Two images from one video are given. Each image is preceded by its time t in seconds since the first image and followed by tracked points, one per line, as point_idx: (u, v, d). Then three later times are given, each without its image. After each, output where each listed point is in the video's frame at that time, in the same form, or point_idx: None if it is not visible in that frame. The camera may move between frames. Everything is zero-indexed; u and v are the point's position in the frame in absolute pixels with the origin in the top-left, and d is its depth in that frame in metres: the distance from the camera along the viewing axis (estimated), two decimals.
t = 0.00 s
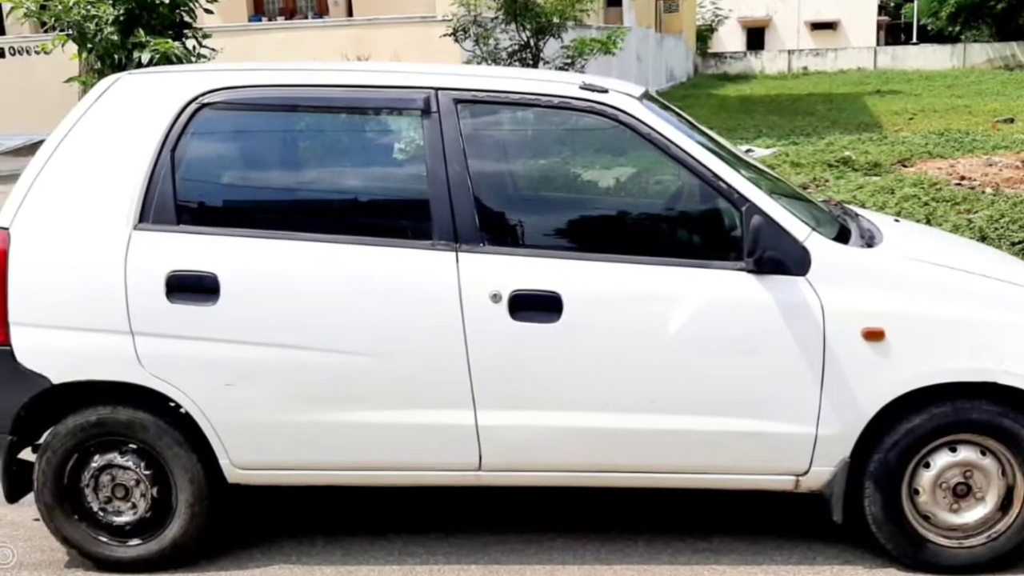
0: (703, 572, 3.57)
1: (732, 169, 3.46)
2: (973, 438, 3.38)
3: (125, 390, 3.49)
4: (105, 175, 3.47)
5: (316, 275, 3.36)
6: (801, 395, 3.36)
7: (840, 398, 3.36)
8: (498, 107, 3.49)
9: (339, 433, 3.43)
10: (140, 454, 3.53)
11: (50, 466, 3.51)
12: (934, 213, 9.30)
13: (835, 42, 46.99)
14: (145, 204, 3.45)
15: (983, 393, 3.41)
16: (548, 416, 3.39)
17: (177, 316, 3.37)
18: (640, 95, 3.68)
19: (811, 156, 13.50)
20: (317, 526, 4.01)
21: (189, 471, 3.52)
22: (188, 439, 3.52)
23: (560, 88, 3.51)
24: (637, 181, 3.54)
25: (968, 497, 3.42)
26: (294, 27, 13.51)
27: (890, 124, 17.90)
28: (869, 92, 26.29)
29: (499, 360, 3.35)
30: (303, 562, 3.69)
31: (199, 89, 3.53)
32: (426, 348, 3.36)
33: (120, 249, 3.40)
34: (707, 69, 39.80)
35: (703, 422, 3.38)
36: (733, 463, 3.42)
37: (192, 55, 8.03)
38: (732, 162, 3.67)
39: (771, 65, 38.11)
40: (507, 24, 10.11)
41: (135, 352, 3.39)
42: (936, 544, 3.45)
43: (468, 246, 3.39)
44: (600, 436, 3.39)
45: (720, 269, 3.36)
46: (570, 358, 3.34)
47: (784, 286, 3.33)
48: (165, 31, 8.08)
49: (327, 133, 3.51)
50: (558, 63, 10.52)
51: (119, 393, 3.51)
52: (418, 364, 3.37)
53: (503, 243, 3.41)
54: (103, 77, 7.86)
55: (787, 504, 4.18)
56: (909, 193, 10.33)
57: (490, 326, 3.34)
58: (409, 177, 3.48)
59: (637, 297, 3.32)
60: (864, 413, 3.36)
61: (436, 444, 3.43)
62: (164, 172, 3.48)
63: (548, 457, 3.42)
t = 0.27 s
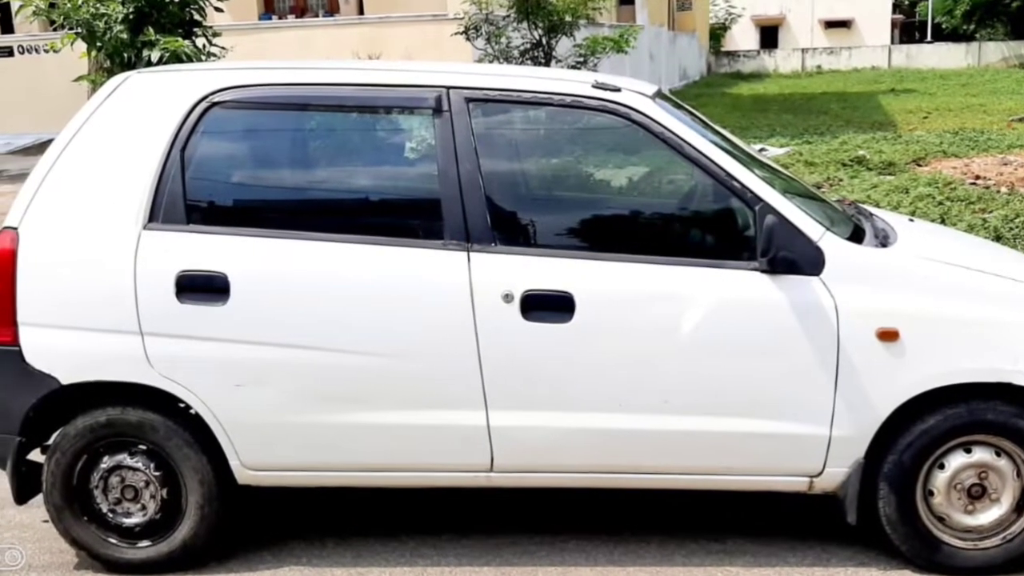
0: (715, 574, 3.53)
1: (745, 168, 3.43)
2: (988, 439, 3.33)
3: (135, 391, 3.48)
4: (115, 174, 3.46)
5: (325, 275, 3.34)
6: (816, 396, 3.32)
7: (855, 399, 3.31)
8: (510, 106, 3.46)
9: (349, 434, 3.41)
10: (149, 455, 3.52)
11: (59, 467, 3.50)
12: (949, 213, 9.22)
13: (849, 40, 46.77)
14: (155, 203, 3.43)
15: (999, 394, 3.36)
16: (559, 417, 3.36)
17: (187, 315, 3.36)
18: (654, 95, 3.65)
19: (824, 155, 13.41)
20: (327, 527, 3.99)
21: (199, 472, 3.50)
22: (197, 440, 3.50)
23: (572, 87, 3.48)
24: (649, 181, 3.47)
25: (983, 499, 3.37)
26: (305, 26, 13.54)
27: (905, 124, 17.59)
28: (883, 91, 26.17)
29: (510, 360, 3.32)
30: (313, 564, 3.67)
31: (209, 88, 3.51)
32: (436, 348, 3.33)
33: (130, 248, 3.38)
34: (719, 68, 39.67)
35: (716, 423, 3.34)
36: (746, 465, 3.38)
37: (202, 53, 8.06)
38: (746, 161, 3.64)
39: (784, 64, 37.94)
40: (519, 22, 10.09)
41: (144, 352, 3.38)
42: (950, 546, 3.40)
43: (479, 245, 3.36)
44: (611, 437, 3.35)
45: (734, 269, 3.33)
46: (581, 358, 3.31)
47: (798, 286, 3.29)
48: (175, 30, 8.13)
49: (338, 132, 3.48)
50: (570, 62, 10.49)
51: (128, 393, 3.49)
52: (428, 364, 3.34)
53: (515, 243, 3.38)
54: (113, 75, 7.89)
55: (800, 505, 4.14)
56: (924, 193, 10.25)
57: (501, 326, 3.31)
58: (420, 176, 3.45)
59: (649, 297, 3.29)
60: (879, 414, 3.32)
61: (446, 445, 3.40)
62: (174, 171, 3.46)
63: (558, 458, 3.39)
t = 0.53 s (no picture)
0: None
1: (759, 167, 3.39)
2: (1003, 439, 3.28)
3: (145, 392, 3.47)
4: (125, 173, 3.44)
5: (335, 274, 3.31)
6: (830, 397, 3.28)
7: (870, 399, 3.27)
8: (522, 105, 3.43)
9: (359, 434, 3.39)
10: (159, 456, 3.50)
11: (68, 468, 3.49)
12: (964, 212, 9.14)
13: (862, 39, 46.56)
14: (165, 202, 3.42)
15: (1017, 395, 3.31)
16: (570, 418, 3.32)
17: (197, 315, 3.34)
18: (666, 93, 3.61)
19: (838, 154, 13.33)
20: (338, 528, 3.97)
21: (209, 473, 3.48)
22: (207, 441, 3.48)
23: (584, 85, 3.45)
24: (662, 180, 3.45)
25: (999, 500, 3.33)
26: (316, 24, 13.56)
27: (920, 125, 17.29)
28: (897, 89, 26.01)
29: (521, 360, 3.29)
30: (324, 566, 3.65)
31: (219, 87, 3.50)
32: (446, 348, 3.31)
33: (140, 248, 3.37)
34: (732, 68, 39.52)
35: (730, 424, 3.30)
36: (760, 465, 3.34)
37: (211, 52, 8.08)
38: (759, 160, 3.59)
39: (797, 62, 37.74)
40: (531, 20, 10.06)
41: (153, 351, 3.36)
42: (965, 548, 3.36)
43: (492, 245, 3.33)
44: (623, 437, 3.32)
45: (747, 269, 3.29)
46: (593, 358, 3.28)
47: (812, 287, 3.25)
48: (184, 28, 8.15)
49: (349, 131, 3.46)
50: (582, 60, 10.44)
51: (138, 393, 3.48)
52: (439, 365, 3.32)
53: (528, 243, 3.35)
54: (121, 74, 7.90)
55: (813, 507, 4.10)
56: (938, 193, 10.16)
57: (512, 326, 3.28)
58: (432, 176, 3.42)
59: (661, 297, 3.25)
60: (895, 415, 3.27)
61: (456, 445, 3.37)
62: (184, 170, 3.44)
63: (570, 460, 3.35)
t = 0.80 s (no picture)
0: None
1: (773, 167, 3.35)
2: (1019, 440, 3.23)
3: (154, 393, 3.46)
4: (134, 173, 3.43)
5: (345, 274, 3.29)
6: (845, 398, 3.24)
7: (885, 401, 3.23)
8: (533, 104, 3.40)
9: (368, 435, 3.37)
10: (168, 457, 3.49)
11: (77, 469, 3.48)
12: (979, 211, 9.07)
13: (875, 38, 46.34)
14: (174, 202, 3.40)
15: None
16: (581, 419, 3.29)
17: (206, 316, 3.32)
18: (678, 92, 3.57)
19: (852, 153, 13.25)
20: (348, 530, 3.95)
21: (219, 474, 3.47)
22: (217, 442, 3.47)
23: (597, 84, 3.42)
24: (675, 180, 3.41)
25: (1014, 501, 3.28)
26: (326, 22, 13.56)
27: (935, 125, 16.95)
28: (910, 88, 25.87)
29: (532, 360, 3.26)
30: (334, 567, 3.63)
31: (228, 86, 3.48)
32: (457, 348, 3.28)
33: (149, 247, 3.35)
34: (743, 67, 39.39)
35: (743, 425, 3.27)
36: (774, 467, 3.30)
37: (221, 50, 8.09)
38: (772, 160, 3.55)
39: (813, 61, 37.50)
40: (543, 19, 10.02)
41: (163, 352, 3.35)
42: (980, 550, 3.31)
43: (503, 245, 3.31)
44: (634, 438, 3.29)
45: (760, 269, 3.25)
46: (604, 358, 3.25)
47: (825, 286, 3.21)
48: (194, 27, 8.16)
49: (359, 130, 3.44)
50: (594, 59, 10.39)
51: (147, 394, 3.47)
52: (449, 365, 3.29)
53: (540, 242, 3.32)
54: (131, 72, 7.93)
55: (826, 507, 4.06)
56: (953, 192, 10.07)
57: (523, 326, 3.25)
58: (443, 175, 3.40)
59: (673, 298, 3.22)
60: (911, 417, 3.23)
61: (466, 446, 3.35)
62: (193, 169, 3.43)
63: (581, 461, 3.32)
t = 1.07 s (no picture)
0: None
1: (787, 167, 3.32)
2: None
3: (164, 394, 3.44)
4: (143, 172, 3.41)
5: (355, 274, 3.27)
6: (860, 399, 3.20)
7: (899, 402, 3.19)
8: (545, 102, 3.38)
9: (378, 436, 3.34)
10: (178, 458, 3.47)
11: (86, 471, 3.47)
12: (994, 211, 9.00)
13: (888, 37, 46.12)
14: (184, 201, 3.39)
15: None
16: (592, 419, 3.26)
17: (216, 315, 3.31)
18: (693, 91, 3.54)
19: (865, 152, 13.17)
20: (359, 531, 3.93)
21: (229, 475, 3.45)
22: (226, 442, 3.45)
23: (609, 83, 3.38)
24: (688, 179, 3.37)
25: None
26: (336, 20, 13.56)
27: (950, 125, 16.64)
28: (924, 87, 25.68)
29: (542, 360, 3.23)
30: (344, 569, 3.61)
31: (239, 84, 3.46)
32: (467, 348, 3.26)
33: (158, 247, 3.34)
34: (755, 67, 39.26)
35: (756, 426, 3.23)
36: (788, 468, 3.26)
37: (231, 49, 8.10)
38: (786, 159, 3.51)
39: (825, 59, 37.14)
40: (555, 17, 9.99)
41: (172, 351, 3.33)
42: (995, 551, 3.27)
43: (515, 244, 3.28)
44: (645, 439, 3.25)
45: (774, 269, 3.21)
46: (616, 359, 3.21)
47: (838, 286, 3.17)
48: (203, 25, 8.17)
49: (370, 129, 3.42)
50: (607, 58, 10.35)
51: (157, 394, 3.45)
52: (459, 365, 3.27)
53: (552, 242, 3.29)
54: (140, 71, 7.94)
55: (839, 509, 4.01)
56: (967, 192, 9.98)
57: (534, 326, 3.22)
58: (454, 174, 3.37)
59: (686, 297, 3.18)
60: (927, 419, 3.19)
61: (476, 446, 3.32)
62: (203, 168, 3.41)
63: (592, 462, 3.29)
